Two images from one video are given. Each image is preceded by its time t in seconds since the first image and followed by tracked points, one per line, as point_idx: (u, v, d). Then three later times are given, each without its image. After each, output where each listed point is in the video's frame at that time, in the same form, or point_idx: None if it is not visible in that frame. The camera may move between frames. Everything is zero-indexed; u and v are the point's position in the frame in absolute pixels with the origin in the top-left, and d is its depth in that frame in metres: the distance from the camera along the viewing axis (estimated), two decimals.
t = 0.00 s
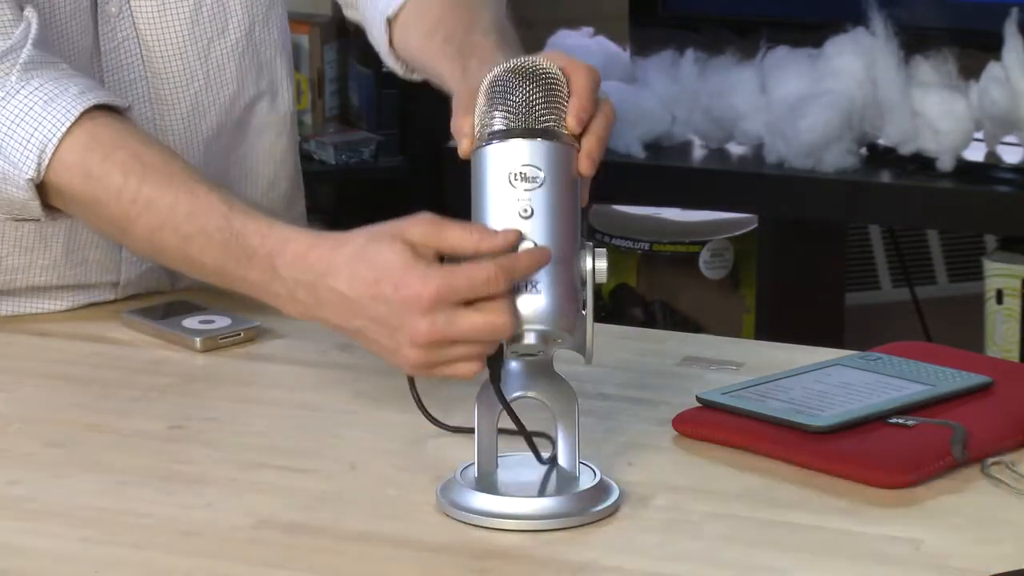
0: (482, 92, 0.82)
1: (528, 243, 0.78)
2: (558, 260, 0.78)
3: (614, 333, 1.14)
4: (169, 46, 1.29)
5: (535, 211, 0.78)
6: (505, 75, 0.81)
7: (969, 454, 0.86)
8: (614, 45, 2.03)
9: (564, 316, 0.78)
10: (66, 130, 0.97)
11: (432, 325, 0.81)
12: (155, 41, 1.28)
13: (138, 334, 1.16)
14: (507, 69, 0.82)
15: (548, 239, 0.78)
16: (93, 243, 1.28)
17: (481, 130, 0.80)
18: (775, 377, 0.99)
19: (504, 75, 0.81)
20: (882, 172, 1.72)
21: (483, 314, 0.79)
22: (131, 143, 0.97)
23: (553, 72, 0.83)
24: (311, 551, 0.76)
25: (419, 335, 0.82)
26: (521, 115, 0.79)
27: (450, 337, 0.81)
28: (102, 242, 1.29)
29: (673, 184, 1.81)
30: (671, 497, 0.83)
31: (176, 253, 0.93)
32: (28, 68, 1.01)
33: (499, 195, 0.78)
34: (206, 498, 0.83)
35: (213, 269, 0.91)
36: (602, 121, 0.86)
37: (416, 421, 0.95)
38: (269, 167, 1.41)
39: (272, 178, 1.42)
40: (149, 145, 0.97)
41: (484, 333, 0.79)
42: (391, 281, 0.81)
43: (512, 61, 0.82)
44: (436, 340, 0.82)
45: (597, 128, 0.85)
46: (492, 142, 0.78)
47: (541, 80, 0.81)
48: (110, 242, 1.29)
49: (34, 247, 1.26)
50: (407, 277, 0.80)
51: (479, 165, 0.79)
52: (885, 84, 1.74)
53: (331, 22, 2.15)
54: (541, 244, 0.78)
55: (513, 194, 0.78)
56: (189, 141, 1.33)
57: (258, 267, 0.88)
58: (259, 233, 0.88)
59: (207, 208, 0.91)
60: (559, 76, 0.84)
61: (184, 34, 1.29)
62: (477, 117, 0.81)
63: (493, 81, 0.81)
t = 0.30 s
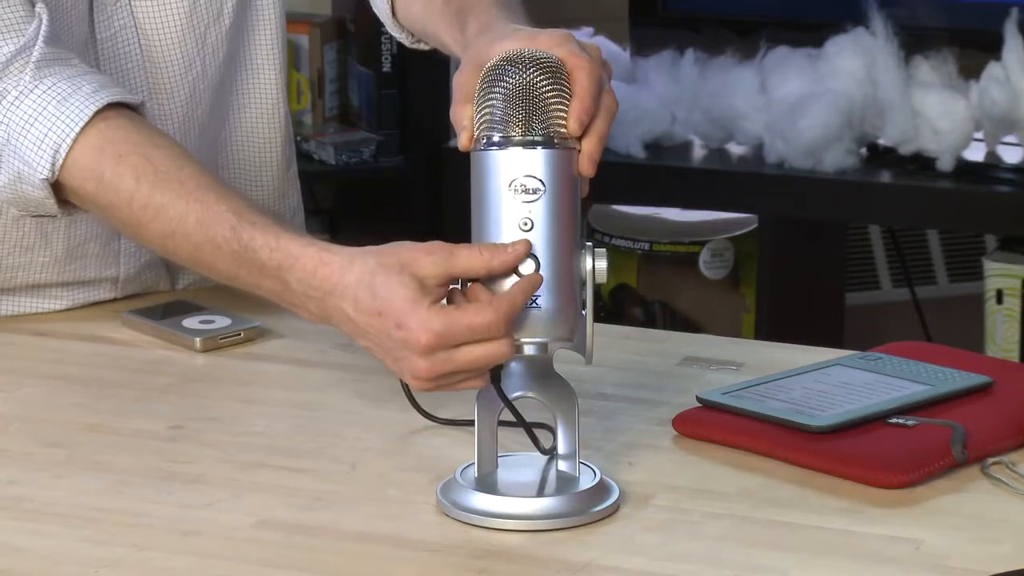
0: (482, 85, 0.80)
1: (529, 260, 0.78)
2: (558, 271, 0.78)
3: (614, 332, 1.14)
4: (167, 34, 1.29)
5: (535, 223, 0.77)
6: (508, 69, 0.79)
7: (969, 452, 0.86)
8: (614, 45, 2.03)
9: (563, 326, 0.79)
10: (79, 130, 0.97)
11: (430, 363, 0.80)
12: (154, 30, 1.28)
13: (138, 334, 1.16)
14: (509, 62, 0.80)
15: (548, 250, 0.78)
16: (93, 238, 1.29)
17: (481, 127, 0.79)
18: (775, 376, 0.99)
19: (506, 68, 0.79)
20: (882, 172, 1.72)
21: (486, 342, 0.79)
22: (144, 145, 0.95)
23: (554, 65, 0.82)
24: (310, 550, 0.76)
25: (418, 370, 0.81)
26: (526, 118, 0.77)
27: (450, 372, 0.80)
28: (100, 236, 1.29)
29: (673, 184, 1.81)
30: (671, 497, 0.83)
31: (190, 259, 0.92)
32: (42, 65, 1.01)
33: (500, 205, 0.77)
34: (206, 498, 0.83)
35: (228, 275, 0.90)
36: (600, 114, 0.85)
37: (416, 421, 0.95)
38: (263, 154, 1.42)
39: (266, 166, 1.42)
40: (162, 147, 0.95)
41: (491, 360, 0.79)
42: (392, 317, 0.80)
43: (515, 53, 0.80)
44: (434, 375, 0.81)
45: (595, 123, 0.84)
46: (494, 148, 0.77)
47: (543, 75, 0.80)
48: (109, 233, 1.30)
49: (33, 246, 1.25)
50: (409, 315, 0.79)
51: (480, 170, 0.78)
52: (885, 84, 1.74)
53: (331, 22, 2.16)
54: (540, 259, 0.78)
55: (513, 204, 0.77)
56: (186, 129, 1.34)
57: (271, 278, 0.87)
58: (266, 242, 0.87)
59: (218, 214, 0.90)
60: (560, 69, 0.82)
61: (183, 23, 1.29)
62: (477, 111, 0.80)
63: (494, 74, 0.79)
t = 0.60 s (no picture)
0: (482, 84, 0.80)
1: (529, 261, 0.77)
2: (558, 272, 0.78)
3: (614, 333, 1.14)
4: (167, 30, 1.29)
5: (535, 225, 0.77)
6: (508, 68, 0.79)
7: (970, 453, 0.86)
8: (614, 45, 2.02)
9: (563, 327, 0.79)
10: (79, 127, 0.97)
11: (433, 363, 0.81)
12: (153, 27, 1.28)
13: (138, 334, 1.16)
14: (510, 61, 0.80)
15: (547, 251, 0.78)
16: (93, 237, 1.29)
17: (482, 127, 0.79)
18: (776, 376, 0.99)
19: (506, 68, 0.79)
20: (882, 172, 1.72)
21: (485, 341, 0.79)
22: (142, 145, 0.95)
23: (554, 66, 0.82)
24: (310, 550, 0.76)
25: (423, 369, 0.81)
26: (527, 118, 0.77)
27: (453, 368, 0.81)
28: (101, 235, 1.29)
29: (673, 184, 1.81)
30: (670, 497, 0.83)
31: (187, 260, 0.92)
32: (42, 63, 1.01)
33: (500, 207, 0.77)
34: (206, 498, 0.83)
35: (224, 276, 0.90)
36: (600, 115, 0.85)
37: (416, 421, 0.95)
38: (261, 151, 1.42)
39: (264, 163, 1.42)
40: (161, 146, 0.95)
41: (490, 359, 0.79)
42: (390, 319, 0.80)
43: (515, 53, 0.80)
44: (438, 371, 0.81)
45: (596, 124, 0.84)
46: (494, 148, 0.77)
47: (543, 74, 0.80)
48: (110, 234, 1.30)
49: (33, 244, 1.25)
50: (408, 315, 0.79)
51: (480, 170, 0.78)
52: (885, 84, 1.74)
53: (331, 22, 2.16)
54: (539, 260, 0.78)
55: (512, 206, 0.77)
56: (185, 126, 1.34)
57: (267, 282, 0.87)
58: (262, 244, 0.87)
59: (214, 215, 0.90)
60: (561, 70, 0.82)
61: (182, 20, 1.29)
62: (477, 111, 0.80)
63: (494, 73, 0.79)
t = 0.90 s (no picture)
0: (482, 84, 0.80)
1: (530, 261, 0.77)
2: (559, 272, 0.78)
3: (614, 333, 1.14)
4: (167, 29, 1.29)
5: (535, 226, 0.77)
6: (508, 68, 0.79)
7: (971, 454, 0.86)
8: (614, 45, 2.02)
9: (563, 327, 0.79)
10: (83, 134, 0.97)
11: (427, 378, 0.80)
12: (152, 26, 1.28)
13: (138, 334, 1.16)
14: (509, 61, 0.79)
15: (547, 252, 0.78)
16: (92, 237, 1.29)
17: (482, 127, 0.79)
18: (776, 376, 0.99)
19: (507, 68, 0.79)
20: (882, 172, 1.72)
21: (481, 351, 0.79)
22: (145, 151, 0.95)
23: (554, 66, 0.81)
24: (310, 550, 0.76)
25: (417, 384, 0.81)
26: (527, 119, 0.77)
27: (448, 382, 0.81)
28: (100, 235, 1.29)
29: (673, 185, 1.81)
30: (671, 498, 0.83)
31: (192, 265, 0.92)
32: (45, 69, 1.01)
33: (500, 209, 0.77)
34: (205, 498, 0.83)
35: (230, 281, 0.90)
36: (600, 115, 0.85)
37: (416, 421, 0.95)
38: (260, 151, 1.42)
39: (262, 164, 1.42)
40: (163, 151, 0.95)
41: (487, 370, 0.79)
42: (388, 334, 0.80)
43: (515, 53, 0.80)
44: (433, 387, 0.81)
45: (596, 124, 0.84)
46: (494, 149, 0.77)
47: (542, 74, 0.80)
48: (108, 234, 1.30)
49: (32, 245, 1.25)
50: (404, 328, 0.79)
51: (480, 170, 0.78)
52: (885, 84, 1.74)
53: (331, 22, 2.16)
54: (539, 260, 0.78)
55: (512, 207, 0.77)
56: (184, 126, 1.33)
57: (273, 288, 0.87)
58: (267, 250, 0.87)
59: (218, 220, 0.90)
60: (561, 70, 0.82)
61: (181, 19, 1.29)
62: (477, 112, 0.80)
63: (494, 73, 0.79)
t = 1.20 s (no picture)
0: (482, 84, 0.80)
1: (529, 262, 0.77)
2: (559, 272, 0.78)
3: (614, 333, 1.14)
4: (166, 28, 1.29)
5: (535, 227, 0.77)
6: (508, 69, 0.79)
7: (971, 454, 0.86)
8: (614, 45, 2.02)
9: (563, 327, 0.79)
10: (82, 133, 0.97)
11: (427, 377, 0.81)
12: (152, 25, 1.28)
13: (138, 334, 1.16)
14: (509, 61, 0.79)
15: (546, 253, 0.78)
16: (91, 237, 1.29)
17: (482, 128, 0.79)
18: (776, 376, 0.99)
19: (507, 68, 0.79)
20: (882, 172, 1.72)
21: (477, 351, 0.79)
22: (144, 151, 0.95)
23: (554, 66, 0.81)
24: (310, 550, 0.76)
25: (418, 382, 0.81)
26: (527, 119, 0.77)
27: (447, 381, 0.81)
28: (99, 235, 1.29)
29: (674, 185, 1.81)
30: (671, 498, 0.83)
31: (191, 266, 0.92)
32: (44, 69, 1.01)
33: (500, 210, 0.77)
34: (205, 498, 0.83)
35: (229, 282, 0.90)
36: (600, 116, 0.85)
37: (416, 421, 0.95)
38: (259, 151, 1.42)
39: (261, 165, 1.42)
40: (163, 151, 0.95)
41: (484, 369, 0.79)
42: (387, 334, 0.80)
43: (515, 53, 0.80)
44: (433, 386, 0.81)
45: (596, 125, 0.84)
46: (494, 150, 0.77)
47: (542, 74, 0.80)
48: (107, 234, 1.30)
49: (32, 245, 1.25)
50: (403, 328, 0.80)
51: (480, 171, 0.78)
52: (885, 84, 1.74)
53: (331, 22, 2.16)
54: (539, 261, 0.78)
55: (513, 208, 0.77)
56: (184, 125, 1.33)
57: (272, 289, 0.87)
58: (266, 251, 0.87)
59: (216, 220, 0.90)
60: (561, 70, 0.82)
61: (181, 18, 1.29)
62: (477, 112, 0.80)
63: (495, 73, 0.79)
